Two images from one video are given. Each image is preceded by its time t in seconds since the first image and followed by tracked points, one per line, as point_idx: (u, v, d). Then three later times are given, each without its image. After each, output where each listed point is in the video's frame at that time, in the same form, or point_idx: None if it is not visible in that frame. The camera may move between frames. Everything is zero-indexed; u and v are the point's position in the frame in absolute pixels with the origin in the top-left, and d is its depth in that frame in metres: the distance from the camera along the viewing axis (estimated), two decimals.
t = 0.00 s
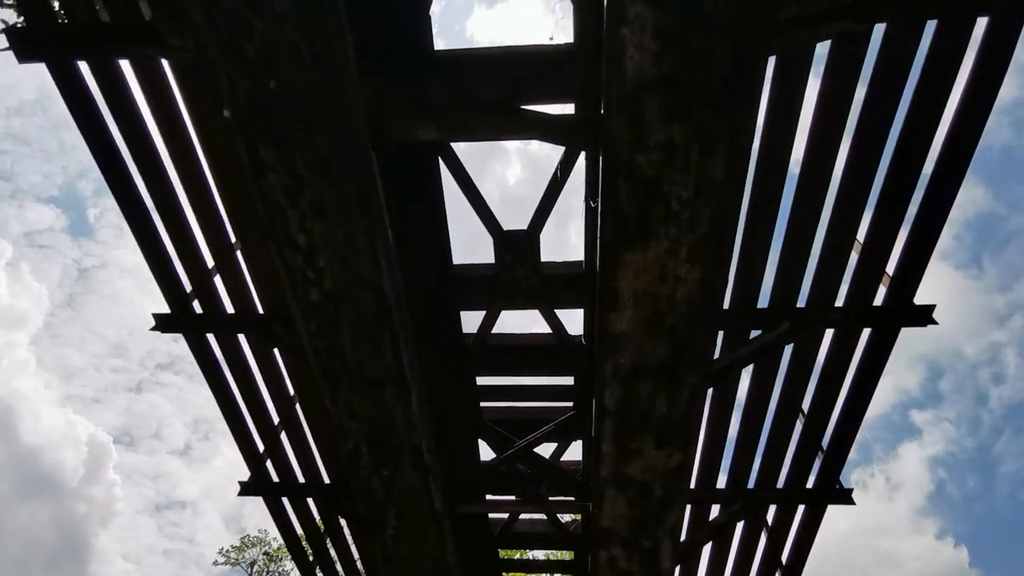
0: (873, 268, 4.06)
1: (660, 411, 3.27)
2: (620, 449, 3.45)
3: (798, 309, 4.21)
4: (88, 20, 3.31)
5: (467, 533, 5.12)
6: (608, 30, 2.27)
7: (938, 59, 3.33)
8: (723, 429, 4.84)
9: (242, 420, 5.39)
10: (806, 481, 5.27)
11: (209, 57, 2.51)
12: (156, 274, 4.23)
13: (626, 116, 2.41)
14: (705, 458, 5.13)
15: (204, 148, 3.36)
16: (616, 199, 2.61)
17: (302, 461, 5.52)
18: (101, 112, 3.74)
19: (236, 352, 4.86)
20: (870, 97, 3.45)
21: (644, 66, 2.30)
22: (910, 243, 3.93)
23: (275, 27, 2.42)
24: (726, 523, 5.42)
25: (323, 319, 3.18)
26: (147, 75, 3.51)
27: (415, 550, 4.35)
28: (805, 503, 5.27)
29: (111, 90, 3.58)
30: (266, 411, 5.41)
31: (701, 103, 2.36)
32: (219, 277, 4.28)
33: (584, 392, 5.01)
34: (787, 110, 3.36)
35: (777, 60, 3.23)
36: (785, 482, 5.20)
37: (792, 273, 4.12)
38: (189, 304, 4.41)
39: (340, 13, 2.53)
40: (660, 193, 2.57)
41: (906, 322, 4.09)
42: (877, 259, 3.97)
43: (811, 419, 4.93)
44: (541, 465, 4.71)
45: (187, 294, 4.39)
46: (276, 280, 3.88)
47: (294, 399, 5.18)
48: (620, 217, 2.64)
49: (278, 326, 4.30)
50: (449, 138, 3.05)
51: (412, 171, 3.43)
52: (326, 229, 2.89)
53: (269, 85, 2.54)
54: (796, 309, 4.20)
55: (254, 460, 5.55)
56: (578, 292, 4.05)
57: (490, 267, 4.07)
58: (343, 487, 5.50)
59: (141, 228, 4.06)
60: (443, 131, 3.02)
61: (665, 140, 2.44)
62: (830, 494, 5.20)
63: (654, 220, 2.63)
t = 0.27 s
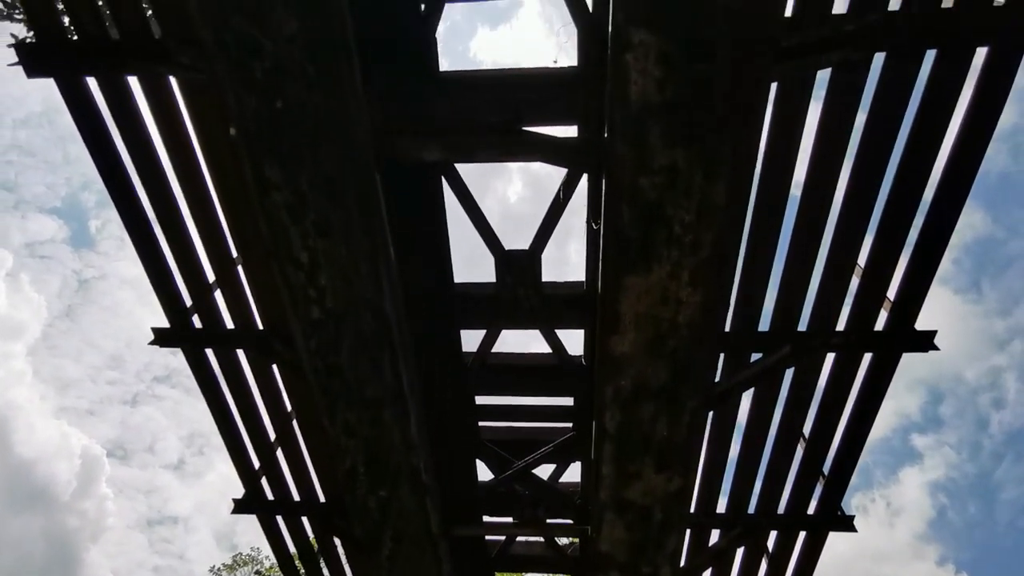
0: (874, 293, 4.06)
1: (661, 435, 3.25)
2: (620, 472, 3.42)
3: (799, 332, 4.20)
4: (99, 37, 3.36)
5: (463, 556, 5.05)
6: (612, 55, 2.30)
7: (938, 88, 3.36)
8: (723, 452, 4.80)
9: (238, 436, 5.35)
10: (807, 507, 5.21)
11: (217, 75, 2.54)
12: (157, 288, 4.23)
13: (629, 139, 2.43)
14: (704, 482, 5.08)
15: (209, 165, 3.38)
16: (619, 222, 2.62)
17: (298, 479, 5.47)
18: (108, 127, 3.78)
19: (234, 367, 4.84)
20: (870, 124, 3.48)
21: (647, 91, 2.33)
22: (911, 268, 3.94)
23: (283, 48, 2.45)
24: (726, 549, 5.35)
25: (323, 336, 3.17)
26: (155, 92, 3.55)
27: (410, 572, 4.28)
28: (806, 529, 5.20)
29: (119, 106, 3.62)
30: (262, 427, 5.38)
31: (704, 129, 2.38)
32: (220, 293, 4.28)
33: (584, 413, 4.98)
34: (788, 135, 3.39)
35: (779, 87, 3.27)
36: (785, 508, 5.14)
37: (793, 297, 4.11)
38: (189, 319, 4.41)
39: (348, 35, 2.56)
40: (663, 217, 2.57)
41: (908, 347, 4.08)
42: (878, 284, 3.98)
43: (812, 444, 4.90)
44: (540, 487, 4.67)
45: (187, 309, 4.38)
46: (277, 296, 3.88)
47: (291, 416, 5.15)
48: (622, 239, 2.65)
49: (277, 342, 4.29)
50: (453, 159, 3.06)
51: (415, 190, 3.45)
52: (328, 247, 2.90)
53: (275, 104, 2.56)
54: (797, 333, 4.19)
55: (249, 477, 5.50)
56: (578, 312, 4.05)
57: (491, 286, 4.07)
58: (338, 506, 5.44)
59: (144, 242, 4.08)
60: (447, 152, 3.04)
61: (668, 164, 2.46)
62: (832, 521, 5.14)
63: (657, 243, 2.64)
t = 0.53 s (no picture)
0: (876, 322, 4.05)
1: (662, 463, 3.21)
2: (620, 500, 3.37)
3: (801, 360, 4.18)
4: (110, 57, 3.40)
5: None
6: (618, 85, 2.32)
7: (939, 120, 3.40)
8: (724, 480, 4.75)
9: (234, 455, 5.30)
10: (809, 538, 5.14)
11: (226, 98, 2.57)
12: (159, 306, 4.23)
13: (634, 168, 2.44)
14: (705, 511, 5.02)
15: (215, 185, 3.39)
16: (622, 248, 2.62)
17: (293, 500, 5.40)
18: (116, 145, 3.80)
19: (232, 386, 4.81)
20: (872, 154, 3.51)
21: (652, 121, 2.35)
22: (914, 298, 3.94)
23: (293, 72, 2.48)
24: None
25: (324, 358, 3.16)
26: (163, 111, 3.58)
27: None
28: (808, 561, 5.13)
29: (127, 124, 3.65)
30: (259, 447, 5.33)
31: (709, 158, 2.40)
32: (221, 311, 4.28)
33: (584, 438, 4.94)
34: (791, 163, 3.41)
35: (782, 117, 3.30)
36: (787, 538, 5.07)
37: (795, 325, 4.10)
38: (189, 336, 4.40)
39: (357, 60, 2.59)
40: (666, 244, 2.58)
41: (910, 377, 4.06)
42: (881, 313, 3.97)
43: (814, 473, 4.85)
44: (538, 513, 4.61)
45: (187, 326, 4.38)
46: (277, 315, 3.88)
47: (288, 436, 5.11)
48: (626, 266, 2.65)
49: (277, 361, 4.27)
50: (458, 184, 3.08)
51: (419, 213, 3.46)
52: (331, 269, 2.90)
53: (283, 127, 2.58)
54: (799, 361, 4.17)
55: (243, 497, 5.43)
56: (580, 337, 4.04)
57: (493, 309, 4.07)
58: (333, 529, 5.37)
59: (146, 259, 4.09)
60: (452, 177, 3.06)
61: (672, 193, 2.47)
62: (834, 552, 5.07)
63: (660, 270, 2.63)
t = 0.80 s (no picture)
0: (879, 342, 4.04)
1: (664, 485, 3.19)
2: (621, 523, 3.34)
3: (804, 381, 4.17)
4: (116, 76, 3.42)
5: None
6: (620, 108, 2.34)
7: (939, 143, 3.42)
8: (727, 501, 4.71)
9: (231, 473, 5.26)
10: (813, 560, 5.08)
11: (231, 120, 2.59)
12: (159, 323, 4.22)
13: (636, 190, 2.45)
14: (707, 533, 4.97)
15: (218, 203, 3.40)
16: (624, 270, 2.62)
17: (290, 520, 5.35)
18: (119, 162, 3.82)
19: (231, 403, 4.79)
20: (873, 177, 3.52)
21: (654, 144, 2.36)
22: (916, 319, 3.93)
23: (298, 94, 2.51)
24: None
25: (325, 377, 3.16)
26: (168, 130, 3.61)
27: None
28: None
29: (131, 143, 3.67)
30: (257, 465, 5.29)
31: (711, 181, 2.41)
32: (221, 328, 4.27)
33: (585, 458, 4.90)
34: (791, 185, 3.42)
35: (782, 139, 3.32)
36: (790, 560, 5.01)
37: (797, 346, 4.09)
38: (189, 354, 4.38)
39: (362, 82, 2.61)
40: (669, 266, 2.58)
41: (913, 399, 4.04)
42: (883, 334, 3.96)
43: (817, 495, 4.80)
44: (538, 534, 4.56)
45: (187, 343, 4.37)
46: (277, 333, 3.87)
47: (286, 454, 5.07)
48: (628, 287, 2.65)
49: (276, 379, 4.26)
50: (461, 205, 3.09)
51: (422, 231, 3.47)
52: (333, 288, 2.90)
53: (287, 148, 2.60)
54: (801, 382, 4.15)
55: (240, 516, 5.38)
56: (581, 356, 4.02)
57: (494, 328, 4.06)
58: (330, 549, 5.31)
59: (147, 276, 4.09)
60: (455, 198, 3.07)
61: (674, 215, 2.48)
62: None
63: (662, 292, 2.63)
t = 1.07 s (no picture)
0: (878, 351, 4.04)
1: (664, 500, 3.17)
2: (623, 538, 3.31)
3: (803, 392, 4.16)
4: (113, 99, 3.44)
5: None
6: (613, 126, 2.35)
7: (931, 153, 3.44)
8: (730, 513, 4.68)
9: (230, 492, 5.23)
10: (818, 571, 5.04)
11: (226, 143, 2.60)
12: (157, 343, 4.22)
13: (630, 207, 2.46)
14: (711, 545, 4.94)
15: (215, 223, 3.41)
16: (620, 286, 2.62)
17: (291, 538, 5.32)
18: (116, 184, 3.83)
19: (230, 422, 4.77)
20: (867, 187, 3.54)
21: (647, 161, 2.38)
22: (914, 328, 3.94)
23: (293, 116, 2.52)
24: None
25: (323, 397, 3.15)
26: (164, 151, 3.62)
27: None
28: None
29: (128, 164, 3.68)
30: (256, 484, 5.26)
31: (706, 197, 2.42)
32: (219, 347, 4.27)
33: (586, 472, 4.88)
34: (786, 197, 3.44)
35: (776, 151, 3.34)
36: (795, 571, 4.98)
37: (796, 356, 4.09)
38: (187, 373, 4.37)
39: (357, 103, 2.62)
40: (664, 281, 2.58)
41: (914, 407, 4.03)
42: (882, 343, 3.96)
43: (820, 505, 4.78)
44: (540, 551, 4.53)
45: (185, 363, 4.36)
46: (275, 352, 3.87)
47: (286, 472, 5.04)
48: (624, 303, 2.65)
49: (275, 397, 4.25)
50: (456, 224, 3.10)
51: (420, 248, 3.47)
52: (330, 308, 2.90)
53: (282, 170, 2.61)
54: (801, 392, 4.15)
55: (240, 535, 5.35)
56: (580, 370, 4.01)
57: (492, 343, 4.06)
58: (332, 567, 5.27)
59: (145, 297, 4.09)
60: (451, 216, 3.08)
61: (669, 231, 2.48)
62: None
63: (659, 307, 2.63)
